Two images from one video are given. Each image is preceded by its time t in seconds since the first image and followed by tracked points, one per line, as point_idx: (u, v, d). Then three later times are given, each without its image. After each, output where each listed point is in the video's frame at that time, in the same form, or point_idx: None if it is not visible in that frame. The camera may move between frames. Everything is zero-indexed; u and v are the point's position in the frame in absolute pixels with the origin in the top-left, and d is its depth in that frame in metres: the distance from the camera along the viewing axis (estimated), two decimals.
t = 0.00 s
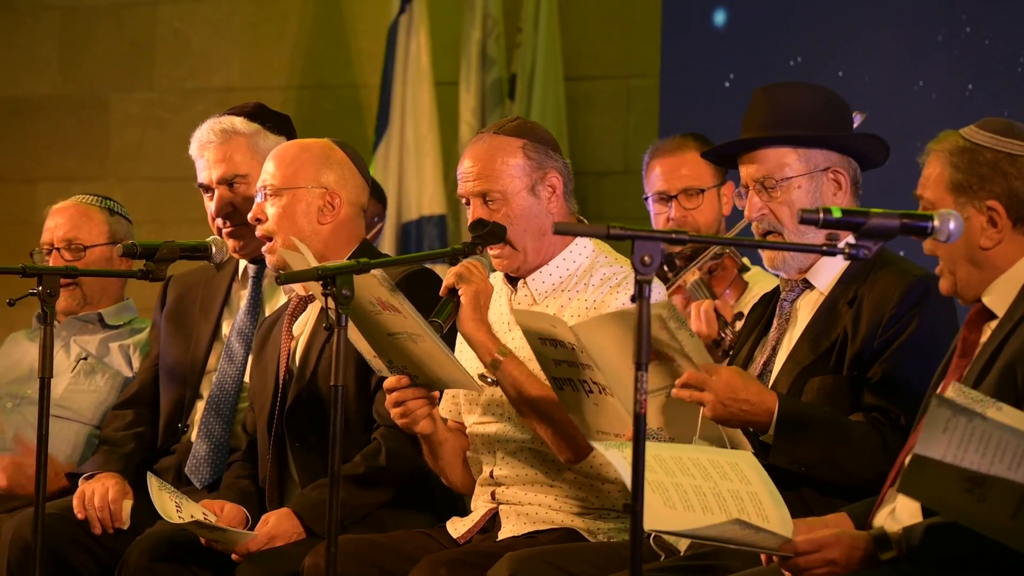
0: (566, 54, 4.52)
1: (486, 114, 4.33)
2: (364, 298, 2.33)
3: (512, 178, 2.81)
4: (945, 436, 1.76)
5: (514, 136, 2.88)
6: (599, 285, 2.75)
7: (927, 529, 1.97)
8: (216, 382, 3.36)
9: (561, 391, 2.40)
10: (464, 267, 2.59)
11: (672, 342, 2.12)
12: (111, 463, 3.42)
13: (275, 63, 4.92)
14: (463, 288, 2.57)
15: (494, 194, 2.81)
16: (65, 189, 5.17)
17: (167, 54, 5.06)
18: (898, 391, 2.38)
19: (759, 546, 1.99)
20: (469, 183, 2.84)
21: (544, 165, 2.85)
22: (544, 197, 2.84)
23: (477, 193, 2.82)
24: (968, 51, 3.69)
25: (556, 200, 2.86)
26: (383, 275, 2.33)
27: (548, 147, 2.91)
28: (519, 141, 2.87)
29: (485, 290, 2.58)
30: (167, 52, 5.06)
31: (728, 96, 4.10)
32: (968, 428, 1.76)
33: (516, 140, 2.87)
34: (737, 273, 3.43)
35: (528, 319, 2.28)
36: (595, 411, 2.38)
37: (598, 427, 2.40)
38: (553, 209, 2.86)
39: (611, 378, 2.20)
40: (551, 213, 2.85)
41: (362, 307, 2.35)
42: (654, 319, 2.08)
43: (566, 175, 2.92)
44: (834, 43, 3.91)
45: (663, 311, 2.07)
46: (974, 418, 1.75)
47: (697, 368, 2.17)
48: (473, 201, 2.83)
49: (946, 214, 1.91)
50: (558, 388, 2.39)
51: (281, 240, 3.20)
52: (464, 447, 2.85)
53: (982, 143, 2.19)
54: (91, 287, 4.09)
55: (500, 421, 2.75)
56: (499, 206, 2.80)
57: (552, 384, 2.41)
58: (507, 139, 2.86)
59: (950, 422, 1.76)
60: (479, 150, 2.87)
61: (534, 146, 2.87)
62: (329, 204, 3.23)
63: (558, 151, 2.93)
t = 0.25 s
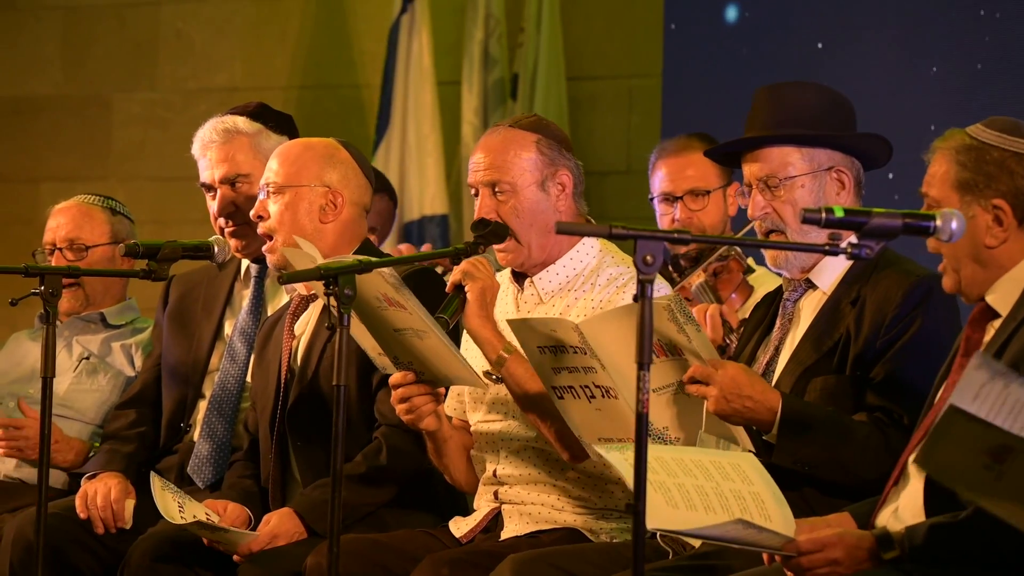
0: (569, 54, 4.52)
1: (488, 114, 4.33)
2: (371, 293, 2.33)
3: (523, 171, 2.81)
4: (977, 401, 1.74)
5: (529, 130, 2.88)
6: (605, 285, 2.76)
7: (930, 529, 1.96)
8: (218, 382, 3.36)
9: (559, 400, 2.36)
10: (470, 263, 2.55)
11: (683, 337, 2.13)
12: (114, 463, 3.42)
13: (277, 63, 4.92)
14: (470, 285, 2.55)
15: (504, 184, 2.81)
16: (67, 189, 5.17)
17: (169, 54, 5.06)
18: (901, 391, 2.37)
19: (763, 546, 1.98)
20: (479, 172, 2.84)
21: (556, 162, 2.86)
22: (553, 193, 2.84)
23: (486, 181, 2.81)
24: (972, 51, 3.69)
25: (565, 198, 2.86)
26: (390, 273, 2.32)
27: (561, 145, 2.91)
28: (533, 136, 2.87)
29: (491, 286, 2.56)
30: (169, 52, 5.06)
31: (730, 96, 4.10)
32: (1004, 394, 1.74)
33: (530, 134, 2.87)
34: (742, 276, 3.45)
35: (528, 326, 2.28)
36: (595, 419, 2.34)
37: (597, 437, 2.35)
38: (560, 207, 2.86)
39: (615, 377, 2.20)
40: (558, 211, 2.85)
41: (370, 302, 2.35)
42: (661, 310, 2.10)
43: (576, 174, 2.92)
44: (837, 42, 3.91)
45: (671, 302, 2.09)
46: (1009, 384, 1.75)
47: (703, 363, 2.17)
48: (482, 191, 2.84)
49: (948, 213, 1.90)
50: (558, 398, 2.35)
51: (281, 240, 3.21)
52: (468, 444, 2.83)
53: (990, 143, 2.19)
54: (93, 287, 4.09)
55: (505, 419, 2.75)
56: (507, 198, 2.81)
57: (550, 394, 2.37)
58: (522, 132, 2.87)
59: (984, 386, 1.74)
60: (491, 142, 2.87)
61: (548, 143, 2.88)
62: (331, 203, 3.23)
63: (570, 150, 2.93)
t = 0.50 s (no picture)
0: (570, 54, 4.52)
1: (490, 114, 4.33)
2: (376, 290, 2.34)
3: (528, 168, 2.82)
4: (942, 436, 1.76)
5: (534, 129, 2.89)
6: (609, 284, 2.75)
7: (931, 529, 1.96)
8: (220, 382, 3.36)
9: (558, 406, 2.34)
10: (473, 261, 2.62)
11: (685, 336, 2.14)
12: (115, 463, 3.43)
13: (278, 63, 4.92)
14: (473, 282, 2.61)
15: (508, 181, 2.81)
16: (69, 189, 5.17)
17: (170, 55, 5.06)
18: (903, 391, 2.37)
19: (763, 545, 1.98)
20: (484, 169, 2.84)
21: (561, 160, 2.85)
22: (557, 191, 2.84)
23: (491, 177, 2.82)
24: (974, 50, 3.69)
25: (569, 196, 2.86)
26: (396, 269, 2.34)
27: (566, 144, 2.90)
28: (539, 134, 2.88)
29: (494, 284, 2.62)
30: (171, 52, 5.06)
31: (732, 95, 4.10)
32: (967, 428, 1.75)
33: (536, 133, 2.87)
34: (743, 277, 3.46)
35: (531, 327, 2.25)
36: (594, 422, 2.34)
37: (596, 441, 2.35)
38: (565, 205, 2.86)
39: (617, 377, 2.20)
40: (563, 209, 2.85)
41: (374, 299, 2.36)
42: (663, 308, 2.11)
43: (582, 173, 2.91)
44: (838, 42, 3.91)
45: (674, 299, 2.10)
46: (969, 417, 1.75)
47: (706, 361, 2.18)
48: (486, 187, 2.83)
49: (949, 212, 1.90)
50: (558, 404, 2.34)
51: (280, 241, 3.21)
52: (470, 444, 2.83)
53: (993, 141, 2.19)
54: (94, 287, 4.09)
55: (507, 418, 2.75)
56: (511, 194, 2.81)
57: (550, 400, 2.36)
58: (528, 131, 2.87)
59: (948, 423, 1.75)
60: (496, 140, 2.87)
61: (553, 142, 2.88)
62: (330, 205, 3.23)
63: (576, 150, 2.93)
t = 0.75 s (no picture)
0: (572, 53, 4.52)
1: (491, 113, 4.33)
2: (376, 286, 2.35)
3: (530, 167, 2.81)
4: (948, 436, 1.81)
5: (536, 127, 2.88)
6: (612, 282, 2.76)
7: (932, 528, 1.96)
8: (222, 381, 3.36)
9: (553, 412, 2.34)
10: (476, 258, 2.66)
11: (690, 334, 2.15)
12: (116, 463, 3.42)
13: (279, 63, 4.92)
14: (474, 278, 2.64)
15: (510, 180, 2.81)
16: (70, 189, 5.17)
17: (171, 55, 5.06)
18: (905, 390, 2.36)
19: (764, 545, 1.98)
20: (485, 170, 2.84)
21: (562, 159, 2.85)
22: (559, 190, 2.84)
23: (492, 178, 2.82)
24: (976, 49, 3.68)
25: (572, 194, 2.86)
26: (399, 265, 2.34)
27: (568, 142, 2.90)
28: (541, 133, 2.87)
29: (496, 279, 2.65)
30: (172, 52, 5.06)
31: (734, 94, 4.09)
32: (969, 430, 1.80)
33: (538, 131, 2.87)
34: (743, 277, 3.47)
35: (523, 336, 2.23)
36: (594, 424, 2.34)
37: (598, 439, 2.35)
38: (566, 203, 2.86)
39: (617, 378, 2.21)
40: (565, 207, 2.85)
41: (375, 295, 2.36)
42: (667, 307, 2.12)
43: (583, 171, 2.91)
44: (839, 40, 3.91)
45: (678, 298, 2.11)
46: (974, 419, 1.80)
47: (709, 359, 2.22)
48: (488, 187, 2.83)
49: (950, 211, 1.90)
50: (552, 410, 2.34)
51: (279, 241, 3.21)
52: (472, 443, 2.82)
53: (987, 140, 2.19)
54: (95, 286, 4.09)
55: (509, 416, 2.75)
56: (513, 193, 2.81)
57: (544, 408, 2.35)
58: (529, 129, 2.86)
59: (952, 424, 1.81)
60: (498, 139, 2.87)
61: (555, 140, 2.87)
62: (329, 205, 3.24)
63: (578, 148, 2.93)
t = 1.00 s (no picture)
0: (573, 52, 4.52)
1: (492, 112, 4.33)
2: (378, 285, 2.35)
3: (530, 167, 2.81)
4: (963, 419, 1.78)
5: (534, 127, 2.88)
6: (612, 281, 2.76)
7: (933, 526, 1.96)
8: (222, 381, 3.36)
9: (560, 406, 2.32)
10: (476, 256, 2.64)
11: (691, 333, 2.15)
12: (118, 462, 3.43)
13: (281, 62, 4.92)
14: (475, 278, 2.63)
15: (510, 180, 2.81)
16: (71, 188, 5.18)
17: (172, 53, 5.07)
18: (907, 389, 2.36)
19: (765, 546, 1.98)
20: (485, 170, 2.84)
21: (562, 158, 2.85)
22: (559, 189, 2.84)
23: (493, 178, 2.82)
24: (977, 48, 3.68)
25: (572, 194, 2.86)
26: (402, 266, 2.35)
27: (567, 141, 2.90)
28: (539, 132, 2.87)
29: (497, 279, 2.64)
30: (173, 51, 5.06)
31: (736, 94, 4.09)
32: (987, 409, 1.77)
33: (536, 131, 2.87)
34: (741, 275, 3.48)
35: (534, 326, 2.23)
36: (599, 419, 2.33)
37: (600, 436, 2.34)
38: (566, 202, 2.86)
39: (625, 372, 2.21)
40: (565, 206, 2.85)
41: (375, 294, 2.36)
42: (667, 307, 2.12)
43: (582, 170, 2.91)
44: (841, 39, 3.91)
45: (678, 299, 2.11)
46: (993, 398, 1.78)
47: (710, 360, 2.23)
48: (488, 187, 2.83)
49: (951, 210, 1.90)
50: (558, 404, 2.32)
51: (278, 240, 3.20)
52: (474, 441, 2.83)
53: (984, 138, 2.20)
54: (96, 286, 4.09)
55: (511, 415, 2.75)
56: (514, 193, 2.81)
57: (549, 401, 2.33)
58: (527, 129, 2.86)
59: (968, 403, 1.78)
60: (496, 139, 2.87)
61: (554, 139, 2.87)
62: (329, 205, 3.24)
63: (577, 147, 2.93)
